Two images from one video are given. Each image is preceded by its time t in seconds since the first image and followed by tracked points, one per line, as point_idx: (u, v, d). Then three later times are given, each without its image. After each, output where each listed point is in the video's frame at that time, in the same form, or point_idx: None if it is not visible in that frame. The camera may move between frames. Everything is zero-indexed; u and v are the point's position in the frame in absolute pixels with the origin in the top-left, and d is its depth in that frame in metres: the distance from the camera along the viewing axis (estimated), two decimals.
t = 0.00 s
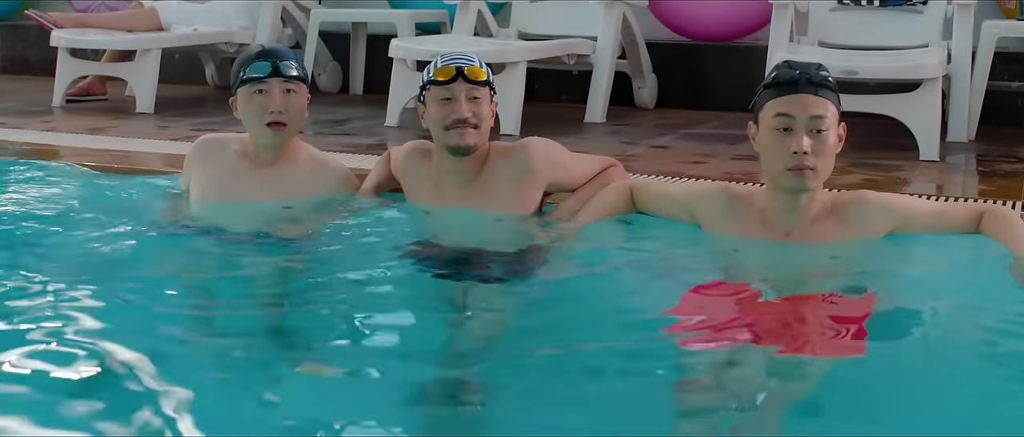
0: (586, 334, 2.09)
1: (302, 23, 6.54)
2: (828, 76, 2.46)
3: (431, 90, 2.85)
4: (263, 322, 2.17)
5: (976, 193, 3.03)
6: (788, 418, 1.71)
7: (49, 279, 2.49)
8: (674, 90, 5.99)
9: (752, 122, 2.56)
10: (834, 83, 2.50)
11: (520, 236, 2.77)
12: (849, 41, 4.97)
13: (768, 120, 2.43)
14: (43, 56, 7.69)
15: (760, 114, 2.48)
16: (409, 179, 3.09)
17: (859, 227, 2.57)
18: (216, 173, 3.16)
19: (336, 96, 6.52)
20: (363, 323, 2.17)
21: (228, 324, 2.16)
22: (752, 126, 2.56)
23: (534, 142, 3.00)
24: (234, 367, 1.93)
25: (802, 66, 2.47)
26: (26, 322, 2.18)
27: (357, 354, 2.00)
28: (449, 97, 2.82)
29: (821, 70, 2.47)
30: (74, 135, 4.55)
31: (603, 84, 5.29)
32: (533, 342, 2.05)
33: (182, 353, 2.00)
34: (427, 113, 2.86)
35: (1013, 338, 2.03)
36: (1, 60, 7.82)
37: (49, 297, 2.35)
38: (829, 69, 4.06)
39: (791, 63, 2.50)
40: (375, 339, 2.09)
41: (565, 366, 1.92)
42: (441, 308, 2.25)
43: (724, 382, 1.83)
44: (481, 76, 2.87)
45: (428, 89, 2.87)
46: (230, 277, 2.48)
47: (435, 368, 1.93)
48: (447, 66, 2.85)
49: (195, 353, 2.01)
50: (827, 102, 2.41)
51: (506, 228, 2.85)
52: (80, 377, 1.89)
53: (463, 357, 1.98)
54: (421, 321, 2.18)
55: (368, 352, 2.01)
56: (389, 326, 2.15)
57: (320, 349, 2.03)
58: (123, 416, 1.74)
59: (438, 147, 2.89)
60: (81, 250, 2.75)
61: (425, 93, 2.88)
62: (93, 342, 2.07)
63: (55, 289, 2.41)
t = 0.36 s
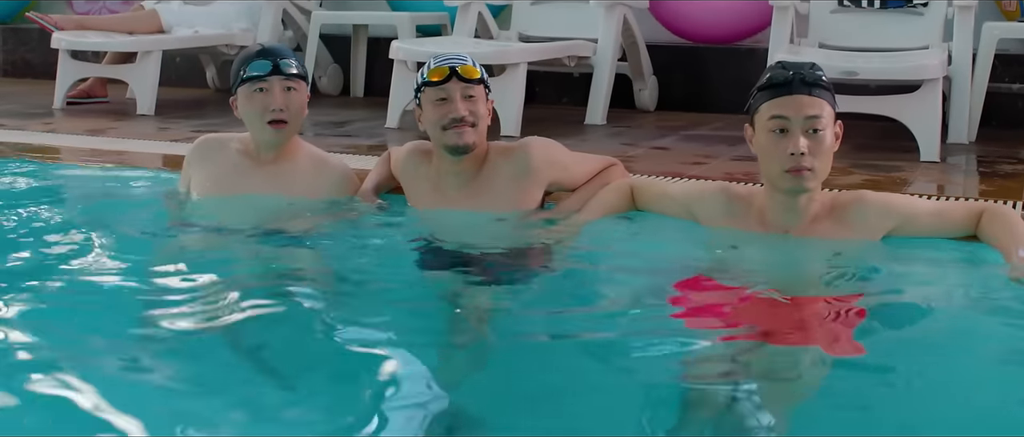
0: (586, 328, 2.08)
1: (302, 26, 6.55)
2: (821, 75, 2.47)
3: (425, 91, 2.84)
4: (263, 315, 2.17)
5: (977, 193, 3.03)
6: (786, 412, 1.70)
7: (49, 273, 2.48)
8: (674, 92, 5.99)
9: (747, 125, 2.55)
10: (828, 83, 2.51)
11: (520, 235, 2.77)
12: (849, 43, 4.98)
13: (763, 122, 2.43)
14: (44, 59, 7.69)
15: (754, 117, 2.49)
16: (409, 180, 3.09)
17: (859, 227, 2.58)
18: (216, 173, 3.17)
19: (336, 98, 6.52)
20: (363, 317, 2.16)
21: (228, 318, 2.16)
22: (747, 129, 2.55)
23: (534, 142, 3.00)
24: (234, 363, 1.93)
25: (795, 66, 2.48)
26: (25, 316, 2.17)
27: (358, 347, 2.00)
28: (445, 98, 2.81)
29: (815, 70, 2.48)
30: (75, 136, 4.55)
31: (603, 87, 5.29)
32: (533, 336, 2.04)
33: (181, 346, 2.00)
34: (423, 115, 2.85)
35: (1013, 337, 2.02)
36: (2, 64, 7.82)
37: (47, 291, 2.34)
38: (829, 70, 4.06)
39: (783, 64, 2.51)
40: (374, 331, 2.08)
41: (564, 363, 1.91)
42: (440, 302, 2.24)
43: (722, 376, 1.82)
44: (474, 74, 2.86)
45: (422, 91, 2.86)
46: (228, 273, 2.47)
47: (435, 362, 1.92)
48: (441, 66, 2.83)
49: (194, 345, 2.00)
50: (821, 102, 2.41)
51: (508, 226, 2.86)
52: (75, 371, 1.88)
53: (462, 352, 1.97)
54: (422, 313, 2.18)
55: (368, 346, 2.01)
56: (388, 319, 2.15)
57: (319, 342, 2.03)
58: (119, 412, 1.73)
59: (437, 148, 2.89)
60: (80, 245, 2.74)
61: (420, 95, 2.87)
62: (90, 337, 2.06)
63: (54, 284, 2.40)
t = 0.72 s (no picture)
0: (586, 329, 2.08)
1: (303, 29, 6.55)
2: (814, 77, 2.46)
3: (430, 88, 2.85)
4: (266, 308, 2.17)
5: (977, 194, 3.03)
6: (787, 405, 1.69)
7: (50, 269, 2.48)
8: (674, 95, 5.99)
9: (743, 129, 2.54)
10: (822, 83, 2.50)
11: (521, 234, 2.78)
12: (849, 46, 4.98)
13: (757, 127, 2.42)
14: (45, 63, 7.69)
15: (748, 121, 2.48)
16: (409, 180, 3.10)
17: (860, 228, 2.57)
18: (219, 175, 3.18)
19: (337, 102, 6.52)
20: (363, 313, 2.16)
21: (230, 310, 2.16)
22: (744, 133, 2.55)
23: (535, 142, 3.01)
24: (238, 351, 1.92)
25: (787, 70, 2.48)
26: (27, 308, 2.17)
27: (362, 340, 2.00)
28: (449, 95, 2.82)
29: (807, 73, 2.47)
30: (75, 139, 4.55)
31: (603, 90, 5.29)
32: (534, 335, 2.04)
33: (184, 336, 2.00)
34: (427, 112, 2.86)
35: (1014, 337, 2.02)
36: (3, 68, 7.83)
37: (47, 286, 2.34)
38: (829, 72, 4.06)
39: (776, 68, 2.50)
40: (376, 326, 2.08)
41: (568, 361, 1.91)
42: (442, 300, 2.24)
43: (724, 374, 1.81)
44: (481, 74, 2.86)
45: (427, 88, 2.87)
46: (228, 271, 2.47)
47: (437, 357, 1.91)
48: (447, 64, 2.84)
49: (197, 336, 2.00)
50: (814, 104, 2.40)
51: (509, 225, 2.86)
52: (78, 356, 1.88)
53: (464, 347, 1.97)
54: (423, 311, 2.18)
55: (369, 340, 2.00)
56: (388, 316, 2.15)
57: (320, 334, 2.02)
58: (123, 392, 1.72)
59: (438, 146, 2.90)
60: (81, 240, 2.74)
61: (425, 91, 2.88)
62: (92, 323, 2.06)
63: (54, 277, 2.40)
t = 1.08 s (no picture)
0: (585, 329, 2.08)
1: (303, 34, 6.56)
2: (806, 80, 2.46)
3: (429, 92, 2.85)
4: (264, 314, 2.17)
5: (977, 197, 3.03)
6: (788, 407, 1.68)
7: (50, 274, 2.48)
8: (674, 99, 6.00)
9: (738, 134, 2.54)
10: (815, 87, 2.50)
11: (521, 236, 2.78)
12: (849, 51, 4.98)
13: (752, 131, 2.42)
14: (45, 68, 7.70)
15: (743, 125, 2.48)
16: (410, 184, 3.10)
17: (857, 231, 2.58)
18: (220, 177, 3.17)
19: (337, 107, 6.52)
20: (361, 317, 2.16)
21: (229, 316, 2.15)
22: (738, 137, 2.55)
23: (536, 143, 3.00)
24: (239, 357, 1.92)
25: (779, 73, 2.47)
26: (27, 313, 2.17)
27: (362, 345, 1.99)
28: (450, 99, 2.81)
29: (800, 76, 2.47)
30: (75, 142, 4.55)
31: (603, 94, 5.28)
32: (532, 336, 2.04)
33: (184, 342, 1.99)
34: (427, 117, 2.86)
35: (1013, 339, 2.01)
36: (3, 73, 7.84)
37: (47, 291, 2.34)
38: (829, 76, 4.07)
39: (768, 72, 2.50)
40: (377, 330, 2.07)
41: (566, 362, 1.90)
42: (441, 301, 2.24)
43: (723, 375, 1.81)
44: (479, 77, 2.85)
45: (426, 93, 2.87)
46: (227, 275, 2.47)
47: (437, 358, 1.91)
48: (445, 68, 2.83)
49: (198, 341, 2.00)
50: (807, 107, 2.40)
51: (511, 228, 2.86)
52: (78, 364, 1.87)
53: (462, 347, 1.96)
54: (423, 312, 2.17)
55: (369, 343, 2.00)
56: (387, 319, 2.14)
57: (318, 339, 2.02)
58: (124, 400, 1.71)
59: (438, 150, 2.90)
60: (80, 246, 2.73)
61: (423, 96, 2.88)
62: (92, 331, 2.06)
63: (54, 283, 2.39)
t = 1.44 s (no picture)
0: (583, 333, 2.08)
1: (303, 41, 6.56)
2: (810, 84, 2.45)
3: (427, 95, 2.85)
4: (260, 317, 2.17)
5: (977, 201, 3.02)
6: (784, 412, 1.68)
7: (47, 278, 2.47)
8: (674, 106, 6.00)
9: (740, 137, 2.54)
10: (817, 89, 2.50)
11: (521, 241, 2.78)
12: (849, 57, 4.98)
13: (754, 134, 2.42)
14: (46, 75, 7.70)
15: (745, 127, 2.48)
16: (410, 187, 3.10)
17: (857, 233, 2.57)
18: (223, 183, 3.19)
19: (336, 113, 6.52)
20: (360, 321, 2.16)
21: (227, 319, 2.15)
22: (740, 140, 2.54)
23: (535, 147, 3.01)
24: (238, 361, 1.92)
25: (783, 76, 2.47)
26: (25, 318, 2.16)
27: (358, 350, 1.99)
28: (448, 101, 2.82)
29: (803, 79, 2.47)
30: (75, 148, 4.55)
31: (603, 100, 5.28)
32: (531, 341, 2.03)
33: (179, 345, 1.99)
34: (426, 118, 2.87)
35: (1013, 342, 2.01)
36: (3, 80, 7.84)
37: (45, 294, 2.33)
38: (828, 81, 4.07)
39: (772, 74, 2.50)
40: (378, 334, 2.08)
41: (565, 365, 1.90)
42: (443, 306, 2.23)
43: (724, 378, 1.81)
44: (478, 78, 2.85)
45: (423, 94, 2.87)
46: (227, 280, 2.46)
47: (435, 365, 1.90)
48: (443, 70, 2.83)
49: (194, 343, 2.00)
50: (810, 110, 2.40)
51: (510, 233, 2.86)
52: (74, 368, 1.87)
53: (461, 353, 1.96)
54: (422, 318, 2.17)
55: (366, 348, 2.00)
56: (386, 323, 2.14)
57: (317, 341, 2.02)
58: (121, 406, 1.71)
59: (436, 153, 2.90)
60: (79, 251, 2.73)
61: (422, 98, 2.88)
62: (90, 333, 2.05)
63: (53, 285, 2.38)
